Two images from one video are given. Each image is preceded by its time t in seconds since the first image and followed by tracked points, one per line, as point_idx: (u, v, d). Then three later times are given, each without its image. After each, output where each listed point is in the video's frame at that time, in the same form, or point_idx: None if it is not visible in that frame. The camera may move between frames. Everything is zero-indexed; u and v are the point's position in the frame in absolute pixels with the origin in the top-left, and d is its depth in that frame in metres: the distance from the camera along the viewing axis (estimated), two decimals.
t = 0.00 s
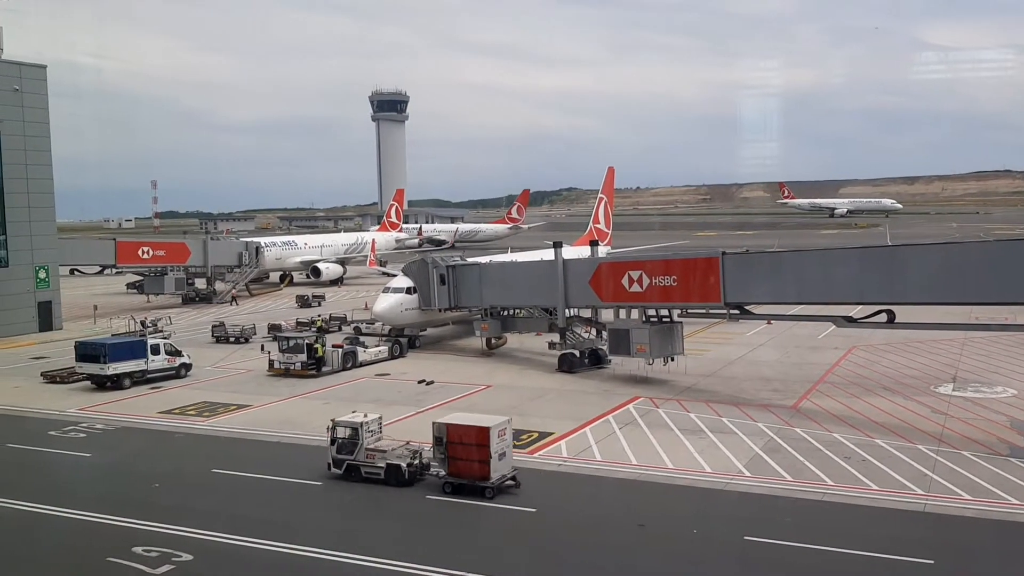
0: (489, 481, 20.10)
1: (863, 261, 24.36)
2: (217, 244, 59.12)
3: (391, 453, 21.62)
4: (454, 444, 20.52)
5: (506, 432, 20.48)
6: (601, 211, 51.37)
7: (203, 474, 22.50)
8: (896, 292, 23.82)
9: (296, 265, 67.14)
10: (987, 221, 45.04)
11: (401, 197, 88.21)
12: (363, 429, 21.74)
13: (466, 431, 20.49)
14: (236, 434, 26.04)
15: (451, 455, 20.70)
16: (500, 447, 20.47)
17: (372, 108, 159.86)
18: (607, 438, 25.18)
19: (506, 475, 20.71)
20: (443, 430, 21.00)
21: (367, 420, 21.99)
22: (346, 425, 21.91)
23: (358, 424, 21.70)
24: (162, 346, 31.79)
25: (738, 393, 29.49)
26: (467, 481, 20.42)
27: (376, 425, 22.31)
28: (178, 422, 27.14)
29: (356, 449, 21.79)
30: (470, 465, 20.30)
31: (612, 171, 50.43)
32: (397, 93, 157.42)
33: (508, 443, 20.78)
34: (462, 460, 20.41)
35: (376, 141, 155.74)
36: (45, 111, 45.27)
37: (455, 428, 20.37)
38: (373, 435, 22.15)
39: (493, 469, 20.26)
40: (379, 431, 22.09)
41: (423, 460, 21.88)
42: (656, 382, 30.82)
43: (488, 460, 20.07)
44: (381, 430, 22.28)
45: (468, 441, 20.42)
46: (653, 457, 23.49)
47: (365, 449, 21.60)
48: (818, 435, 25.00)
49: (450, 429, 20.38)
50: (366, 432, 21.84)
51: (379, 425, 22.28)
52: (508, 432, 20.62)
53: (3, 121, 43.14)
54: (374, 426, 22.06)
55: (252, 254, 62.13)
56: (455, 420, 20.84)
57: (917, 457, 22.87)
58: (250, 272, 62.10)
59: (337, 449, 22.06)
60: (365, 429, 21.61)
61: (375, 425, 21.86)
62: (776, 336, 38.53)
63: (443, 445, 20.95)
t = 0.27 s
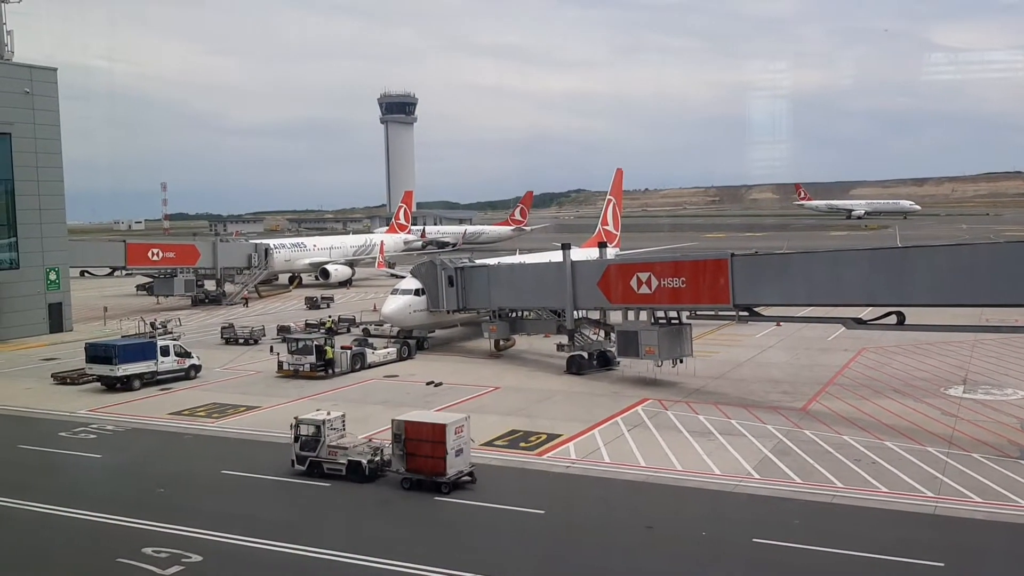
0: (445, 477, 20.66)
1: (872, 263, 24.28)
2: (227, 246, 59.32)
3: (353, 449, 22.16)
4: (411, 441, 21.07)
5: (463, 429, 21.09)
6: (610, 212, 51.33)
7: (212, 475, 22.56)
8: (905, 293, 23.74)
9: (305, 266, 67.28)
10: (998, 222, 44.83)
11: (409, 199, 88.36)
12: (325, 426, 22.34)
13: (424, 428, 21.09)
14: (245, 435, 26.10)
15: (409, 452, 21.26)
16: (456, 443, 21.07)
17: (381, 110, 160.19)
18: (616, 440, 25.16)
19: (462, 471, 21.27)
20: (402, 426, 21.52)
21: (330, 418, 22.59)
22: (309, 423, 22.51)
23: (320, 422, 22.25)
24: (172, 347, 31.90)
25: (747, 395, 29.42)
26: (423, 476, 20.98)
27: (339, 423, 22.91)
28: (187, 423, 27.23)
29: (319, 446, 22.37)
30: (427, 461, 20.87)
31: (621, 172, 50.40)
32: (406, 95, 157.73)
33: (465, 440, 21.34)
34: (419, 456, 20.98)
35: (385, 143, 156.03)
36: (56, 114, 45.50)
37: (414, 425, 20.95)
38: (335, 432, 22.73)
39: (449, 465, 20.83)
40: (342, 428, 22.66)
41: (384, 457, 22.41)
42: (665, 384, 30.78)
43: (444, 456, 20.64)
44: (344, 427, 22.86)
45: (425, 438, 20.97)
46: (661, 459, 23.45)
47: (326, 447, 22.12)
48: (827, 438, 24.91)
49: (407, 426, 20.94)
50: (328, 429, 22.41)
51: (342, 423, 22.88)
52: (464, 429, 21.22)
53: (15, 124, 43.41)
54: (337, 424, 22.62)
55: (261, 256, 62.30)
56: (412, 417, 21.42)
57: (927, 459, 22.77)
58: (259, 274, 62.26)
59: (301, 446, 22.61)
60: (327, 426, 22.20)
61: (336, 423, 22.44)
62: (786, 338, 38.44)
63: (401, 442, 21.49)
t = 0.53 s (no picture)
0: (403, 472, 21.19)
1: (881, 263, 24.21)
2: (236, 247, 59.51)
3: (316, 445, 22.71)
4: (371, 438, 21.65)
5: (422, 425, 21.65)
6: (618, 213, 51.27)
7: (222, 475, 22.62)
8: (914, 294, 23.66)
9: (314, 267, 67.40)
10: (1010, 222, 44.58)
11: (418, 199, 88.49)
12: (289, 423, 22.96)
13: (384, 425, 21.63)
14: (254, 436, 26.17)
15: (369, 448, 21.84)
16: (416, 439, 21.63)
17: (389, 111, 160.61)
18: (624, 441, 25.15)
19: (421, 467, 21.82)
20: (363, 423, 22.06)
21: (295, 415, 23.21)
22: (275, 420, 23.13)
23: (285, 418, 22.86)
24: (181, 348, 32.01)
25: (755, 395, 29.36)
26: (384, 471, 21.53)
27: (305, 420, 23.53)
28: (197, 423, 27.32)
29: (284, 442, 22.97)
30: (387, 456, 21.42)
31: (629, 173, 50.36)
32: (414, 96, 158.03)
33: (424, 435, 21.88)
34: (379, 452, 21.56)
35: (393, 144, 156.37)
36: (66, 116, 45.72)
37: (374, 422, 21.50)
38: (301, 429, 23.33)
39: (408, 460, 21.40)
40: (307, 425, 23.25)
41: (348, 453, 22.96)
42: (674, 385, 30.74)
43: (402, 452, 21.19)
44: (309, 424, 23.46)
45: (384, 434, 21.51)
46: (670, 459, 23.43)
47: (291, 442, 22.69)
48: (836, 438, 24.84)
49: (366, 423, 21.50)
50: (293, 426, 23.02)
51: (307, 420, 23.49)
52: (424, 425, 21.77)
53: (26, 125, 43.60)
54: (302, 420, 23.22)
55: (270, 257, 62.44)
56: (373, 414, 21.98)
57: (937, 460, 22.70)
58: (269, 275, 62.41)
59: (268, 442, 23.23)
60: (292, 422, 22.81)
61: (301, 420, 23.06)
62: (795, 338, 38.35)
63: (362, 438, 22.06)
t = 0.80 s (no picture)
0: (364, 468, 21.73)
1: (890, 264, 24.14)
2: (245, 248, 59.72)
3: (282, 442, 23.20)
4: (333, 434, 22.17)
5: (383, 422, 22.16)
6: (626, 214, 51.24)
7: (231, 476, 22.68)
8: (923, 295, 23.57)
9: (322, 269, 67.50)
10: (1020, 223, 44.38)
11: (426, 201, 88.66)
12: (256, 420, 23.38)
13: (346, 422, 22.16)
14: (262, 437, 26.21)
15: (332, 444, 22.36)
16: (377, 436, 22.16)
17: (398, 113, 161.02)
18: (632, 442, 25.13)
19: (382, 463, 22.38)
20: (326, 420, 22.57)
21: (261, 412, 23.61)
22: (242, 417, 23.53)
23: (252, 415, 23.31)
24: (191, 349, 32.09)
25: (764, 397, 29.29)
26: (346, 467, 22.09)
27: (271, 416, 23.94)
28: (206, 425, 27.36)
29: (251, 439, 23.44)
30: (350, 452, 21.97)
31: (637, 173, 50.29)
32: (422, 96, 158.29)
33: (386, 432, 22.43)
34: (341, 448, 22.10)
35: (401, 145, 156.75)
36: (76, 118, 45.91)
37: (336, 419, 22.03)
38: (267, 426, 23.76)
39: (369, 457, 21.94)
40: (273, 421, 23.72)
41: (313, 449, 23.43)
42: (682, 386, 30.70)
43: (363, 448, 21.73)
44: (275, 421, 23.88)
45: (346, 431, 22.05)
46: (678, 461, 23.40)
47: (258, 440, 23.14)
48: (846, 440, 24.77)
49: (328, 420, 22.01)
50: (259, 423, 23.44)
51: (274, 417, 23.90)
52: (385, 422, 22.28)
53: (35, 127, 43.73)
54: (268, 417, 23.67)
55: (279, 258, 62.58)
56: (335, 411, 22.45)
57: (946, 462, 22.63)
58: (277, 276, 62.56)
59: (234, 438, 23.68)
60: (259, 419, 23.26)
61: (267, 417, 23.47)
62: (804, 340, 38.24)
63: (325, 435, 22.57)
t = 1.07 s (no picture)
0: (327, 463, 22.22)
1: (900, 265, 24.06)
2: (255, 248, 59.93)
3: (249, 437, 23.67)
4: (298, 431, 22.69)
5: (347, 419, 22.68)
6: (634, 214, 51.18)
7: (240, 476, 22.75)
8: (934, 296, 23.49)
9: (332, 269, 67.63)
10: None
11: (435, 201, 88.82)
12: (224, 416, 23.95)
13: (310, 418, 22.69)
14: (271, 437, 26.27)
15: (297, 440, 22.87)
16: (341, 432, 22.69)
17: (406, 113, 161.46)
18: (641, 443, 25.11)
19: (346, 458, 22.85)
20: (291, 417, 23.06)
21: (229, 409, 24.19)
22: (211, 414, 24.10)
23: (220, 412, 23.83)
24: (200, 349, 32.17)
25: (773, 398, 29.21)
26: (310, 462, 22.61)
27: (240, 414, 24.49)
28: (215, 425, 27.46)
29: (219, 435, 23.94)
30: (314, 448, 22.46)
31: (645, 174, 50.29)
32: (431, 98, 159.14)
33: (349, 428, 22.89)
34: (305, 444, 22.60)
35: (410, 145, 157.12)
36: (86, 119, 46.16)
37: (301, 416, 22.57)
38: (236, 423, 24.29)
39: (332, 452, 22.43)
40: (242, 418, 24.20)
41: (280, 445, 23.90)
42: (691, 387, 30.67)
43: (325, 444, 22.21)
44: (244, 418, 24.42)
45: (310, 428, 22.56)
46: (687, 462, 23.36)
47: (227, 435, 23.61)
48: (855, 441, 24.71)
49: (292, 417, 22.51)
50: (228, 419, 23.99)
51: (243, 414, 24.45)
52: (348, 419, 22.81)
53: (45, 128, 43.89)
54: (237, 414, 24.18)
55: (288, 258, 62.76)
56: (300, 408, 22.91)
57: (957, 463, 22.53)
58: (286, 277, 62.74)
59: (204, 435, 24.24)
60: (227, 416, 23.76)
61: (236, 414, 24.04)
62: (813, 341, 38.15)
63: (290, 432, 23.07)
